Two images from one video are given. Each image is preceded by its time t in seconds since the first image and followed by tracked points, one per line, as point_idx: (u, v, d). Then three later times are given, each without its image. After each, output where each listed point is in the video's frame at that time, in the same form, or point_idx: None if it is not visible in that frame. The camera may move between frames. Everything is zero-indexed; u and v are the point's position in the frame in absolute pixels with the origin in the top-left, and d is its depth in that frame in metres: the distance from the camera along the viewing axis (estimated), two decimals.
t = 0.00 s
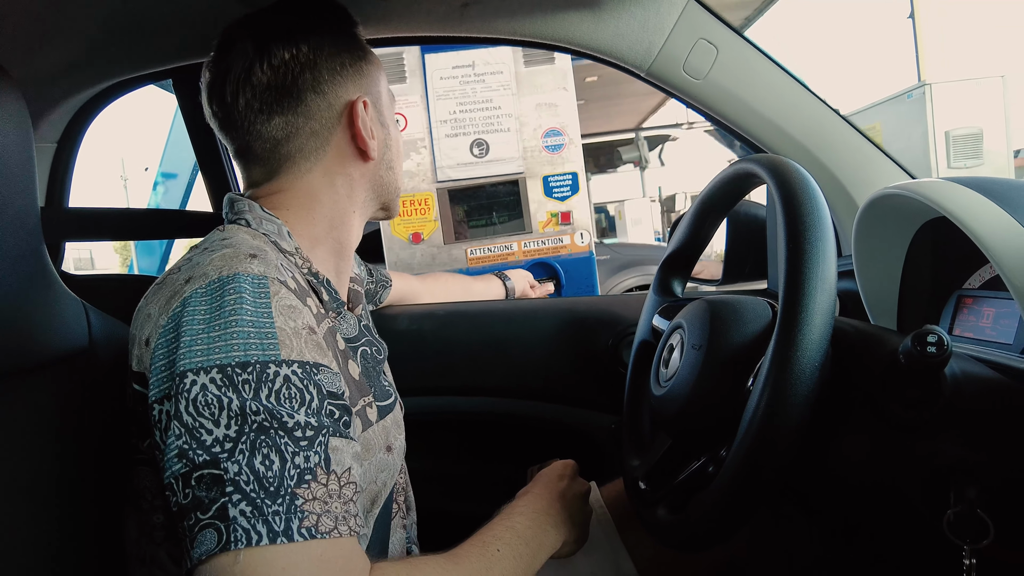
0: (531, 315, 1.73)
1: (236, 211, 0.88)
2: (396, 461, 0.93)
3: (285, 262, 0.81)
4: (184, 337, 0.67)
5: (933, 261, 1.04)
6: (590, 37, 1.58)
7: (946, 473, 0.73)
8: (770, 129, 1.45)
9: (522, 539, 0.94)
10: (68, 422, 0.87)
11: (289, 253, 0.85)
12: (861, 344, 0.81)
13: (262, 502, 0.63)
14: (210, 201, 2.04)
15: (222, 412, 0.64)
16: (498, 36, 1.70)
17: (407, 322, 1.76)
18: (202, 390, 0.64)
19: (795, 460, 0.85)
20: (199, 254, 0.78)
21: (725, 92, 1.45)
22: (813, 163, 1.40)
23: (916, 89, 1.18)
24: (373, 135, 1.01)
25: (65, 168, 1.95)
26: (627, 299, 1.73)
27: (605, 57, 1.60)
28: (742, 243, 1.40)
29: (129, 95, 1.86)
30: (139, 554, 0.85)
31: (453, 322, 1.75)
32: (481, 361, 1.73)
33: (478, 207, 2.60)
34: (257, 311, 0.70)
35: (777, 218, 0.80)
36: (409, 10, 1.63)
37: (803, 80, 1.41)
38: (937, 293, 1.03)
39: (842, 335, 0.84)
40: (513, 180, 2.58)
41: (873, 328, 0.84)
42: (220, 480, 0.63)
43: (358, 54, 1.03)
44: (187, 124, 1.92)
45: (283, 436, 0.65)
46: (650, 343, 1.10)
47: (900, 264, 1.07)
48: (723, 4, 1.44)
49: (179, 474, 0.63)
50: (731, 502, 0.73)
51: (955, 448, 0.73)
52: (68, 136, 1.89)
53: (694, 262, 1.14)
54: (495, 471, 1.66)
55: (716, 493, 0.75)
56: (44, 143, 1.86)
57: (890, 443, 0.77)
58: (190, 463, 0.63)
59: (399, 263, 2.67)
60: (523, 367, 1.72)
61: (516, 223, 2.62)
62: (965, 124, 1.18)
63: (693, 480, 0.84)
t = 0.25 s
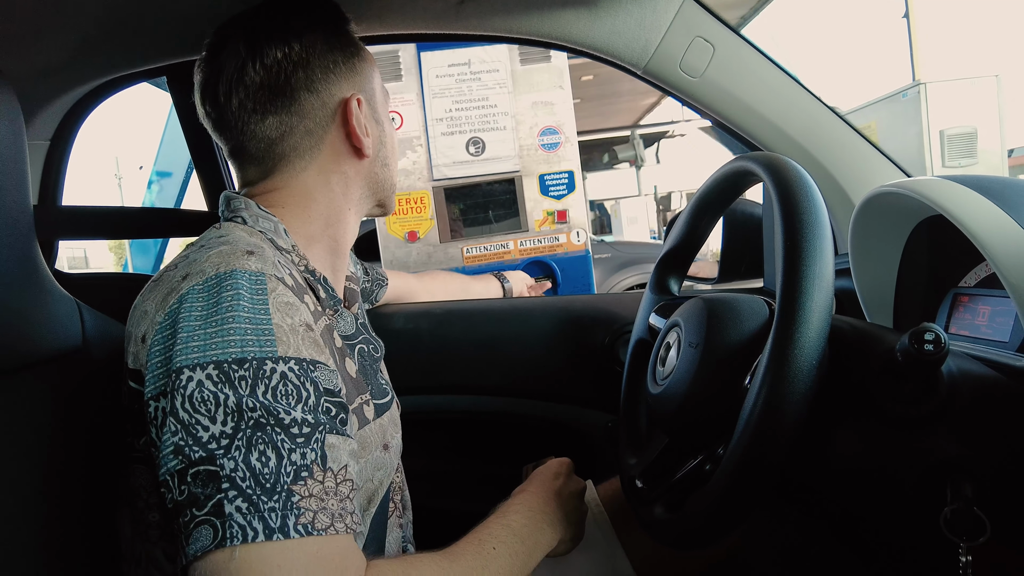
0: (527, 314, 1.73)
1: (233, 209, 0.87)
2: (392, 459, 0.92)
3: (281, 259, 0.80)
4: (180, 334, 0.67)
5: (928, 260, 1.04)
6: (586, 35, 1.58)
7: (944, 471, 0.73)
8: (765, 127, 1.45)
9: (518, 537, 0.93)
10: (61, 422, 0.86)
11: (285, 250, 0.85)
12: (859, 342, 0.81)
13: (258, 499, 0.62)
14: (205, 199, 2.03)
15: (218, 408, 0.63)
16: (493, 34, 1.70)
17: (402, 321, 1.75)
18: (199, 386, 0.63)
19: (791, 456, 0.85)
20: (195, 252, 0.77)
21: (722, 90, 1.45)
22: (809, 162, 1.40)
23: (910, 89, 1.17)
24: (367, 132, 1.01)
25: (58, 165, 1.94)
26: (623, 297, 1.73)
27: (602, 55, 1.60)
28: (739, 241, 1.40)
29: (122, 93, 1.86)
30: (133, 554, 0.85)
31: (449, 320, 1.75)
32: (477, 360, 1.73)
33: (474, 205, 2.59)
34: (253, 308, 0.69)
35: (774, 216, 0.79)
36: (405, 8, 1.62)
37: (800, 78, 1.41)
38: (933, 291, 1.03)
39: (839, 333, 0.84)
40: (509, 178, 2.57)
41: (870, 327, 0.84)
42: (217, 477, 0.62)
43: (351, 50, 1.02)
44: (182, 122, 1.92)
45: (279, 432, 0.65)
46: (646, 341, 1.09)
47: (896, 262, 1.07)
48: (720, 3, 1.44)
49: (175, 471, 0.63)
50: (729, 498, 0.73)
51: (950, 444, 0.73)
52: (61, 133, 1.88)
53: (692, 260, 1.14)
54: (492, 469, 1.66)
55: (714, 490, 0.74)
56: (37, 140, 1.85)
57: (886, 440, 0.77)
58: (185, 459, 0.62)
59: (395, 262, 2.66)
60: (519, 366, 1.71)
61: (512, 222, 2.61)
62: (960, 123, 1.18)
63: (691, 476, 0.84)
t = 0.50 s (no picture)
0: (522, 312, 1.73)
1: (225, 206, 0.87)
2: (386, 457, 0.92)
3: (273, 257, 0.80)
4: (173, 332, 0.66)
5: (921, 259, 1.04)
6: (581, 33, 1.58)
7: (937, 468, 0.73)
8: (761, 125, 1.45)
9: (514, 523, 0.94)
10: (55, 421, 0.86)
11: (278, 247, 0.85)
12: (853, 340, 0.81)
13: (254, 497, 0.62)
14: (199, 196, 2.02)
15: (212, 406, 0.63)
16: (487, 32, 1.70)
17: (397, 319, 1.75)
18: (192, 385, 0.63)
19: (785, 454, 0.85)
20: (186, 250, 0.77)
21: (717, 88, 1.46)
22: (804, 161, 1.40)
23: (905, 88, 1.19)
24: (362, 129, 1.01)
25: (50, 163, 1.94)
26: (617, 295, 1.74)
27: (597, 53, 1.60)
28: (733, 239, 1.41)
29: (115, 90, 1.85)
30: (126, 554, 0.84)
31: (443, 318, 1.75)
32: (472, 358, 1.73)
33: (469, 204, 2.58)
34: (246, 306, 0.69)
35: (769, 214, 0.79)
36: (399, 5, 1.62)
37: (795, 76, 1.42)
38: (926, 289, 1.04)
39: (832, 331, 0.84)
40: (505, 176, 2.57)
41: (864, 325, 0.84)
42: (211, 476, 0.62)
43: (345, 47, 1.02)
44: (175, 120, 1.91)
45: (274, 430, 0.65)
46: (641, 339, 1.09)
47: (889, 260, 1.07)
48: (717, 2, 1.44)
49: (169, 470, 0.62)
50: (724, 495, 0.73)
51: (943, 442, 0.73)
52: (54, 131, 1.87)
53: (686, 258, 1.14)
54: (487, 468, 1.66)
55: (710, 487, 0.74)
56: (29, 137, 1.84)
57: (880, 438, 0.77)
58: (179, 458, 0.62)
59: (388, 261, 2.64)
60: (514, 364, 1.71)
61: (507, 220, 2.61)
62: (953, 122, 1.18)
63: (685, 474, 0.84)
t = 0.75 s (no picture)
0: (517, 310, 1.73)
1: (209, 203, 0.86)
2: (378, 455, 0.92)
3: (256, 257, 0.79)
4: (156, 339, 0.66)
5: (916, 257, 1.04)
6: (577, 30, 1.57)
7: (933, 466, 0.73)
8: (756, 124, 1.45)
9: (517, 503, 0.92)
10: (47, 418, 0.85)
11: (263, 245, 0.84)
12: (848, 337, 0.81)
13: (255, 509, 0.62)
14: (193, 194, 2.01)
15: (201, 416, 0.63)
16: (482, 29, 1.70)
17: (392, 316, 1.76)
18: (179, 395, 0.63)
19: (780, 449, 0.85)
20: (166, 251, 0.76)
21: (712, 85, 1.45)
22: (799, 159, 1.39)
23: (901, 86, 1.20)
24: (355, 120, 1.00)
25: (43, 160, 1.93)
26: (613, 293, 1.73)
27: (593, 51, 1.59)
28: (728, 237, 1.41)
29: (108, 86, 1.84)
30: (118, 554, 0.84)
31: (439, 316, 1.75)
32: (467, 356, 1.73)
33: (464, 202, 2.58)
34: (229, 310, 0.68)
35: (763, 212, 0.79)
36: (395, 2, 1.62)
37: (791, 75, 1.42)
38: (920, 287, 1.04)
39: (827, 327, 0.84)
40: (500, 174, 2.57)
41: (859, 322, 0.83)
42: (207, 489, 0.62)
43: (342, 39, 1.02)
44: (169, 117, 1.90)
45: (267, 438, 0.65)
46: (636, 337, 1.09)
47: (884, 259, 1.07)
48: (712, 1, 1.45)
49: (163, 482, 0.62)
50: (717, 495, 0.73)
51: (939, 439, 0.74)
52: (46, 128, 1.86)
53: (682, 257, 1.14)
54: (482, 466, 1.66)
55: (704, 487, 0.74)
56: (22, 134, 1.84)
57: (876, 435, 0.77)
58: (172, 469, 0.62)
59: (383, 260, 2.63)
60: (509, 362, 1.71)
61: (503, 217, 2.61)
62: (949, 121, 1.18)
63: (679, 472, 0.84)
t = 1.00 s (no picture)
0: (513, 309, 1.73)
1: (202, 201, 0.86)
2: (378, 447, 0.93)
3: (255, 252, 0.78)
4: (181, 336, 0.66)
5: (911, 255, 1.04)
6: (572, 29, 1.57)
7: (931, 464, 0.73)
8: (752, 122, 1.45)
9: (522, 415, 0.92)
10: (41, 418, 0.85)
11: (259, 244, 0.83)
12: (844, 335, 0.81)
13: (329, 474, 0.65)
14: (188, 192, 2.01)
15: (251, 401, 0.64)
16: (478, 27, 1.70)
17: (388, 315, 1.75)
18: (224, 384, 0.63)
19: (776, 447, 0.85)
20: (165, 249, 0.75)
21: (707, 84, 1.46)
22: (795, 158, 1.39)
23: (895, 85, 1.20)
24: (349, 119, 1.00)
25: (37, 158, 1.92)
26: (609, 291, 1.74)
27: (589, 49, 1.59)
28: (723, 236, 1.41)
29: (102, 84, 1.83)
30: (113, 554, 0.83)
31: (435, 315, 1.75)
32: (464, 355, 1.72)
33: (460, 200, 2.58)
34: (249, 301, 0.69)
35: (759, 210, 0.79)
36: None
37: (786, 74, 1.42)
38: (915, 285, 1.04)
39: (822, 325, 0.84)
40: (496, 172, 2.57)
41: (853, 320, 0.83)
42: (276, 465, 0.63)
43: (337, 36, 1.02)
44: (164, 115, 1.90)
45: (320, 413, 0.66)
46: (632, 335, 1.09)
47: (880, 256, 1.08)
48: (707, 0, 1.46)
49: (223, 463, 0.63)
50: (713, 493, 0.74)
51: (935, 438, 0.74)
52: (40, 126, 1.85)
53: (677, 255, 1.15)
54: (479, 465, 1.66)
55: (701, 486, 0.74)
56: (15, 132, 1.83)
57: (874, 434, 0.77)
58: (234, 451, 0.63)
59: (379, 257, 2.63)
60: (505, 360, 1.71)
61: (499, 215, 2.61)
62: (944, 120, 1.18)
63: (676, 470, 0.84)
